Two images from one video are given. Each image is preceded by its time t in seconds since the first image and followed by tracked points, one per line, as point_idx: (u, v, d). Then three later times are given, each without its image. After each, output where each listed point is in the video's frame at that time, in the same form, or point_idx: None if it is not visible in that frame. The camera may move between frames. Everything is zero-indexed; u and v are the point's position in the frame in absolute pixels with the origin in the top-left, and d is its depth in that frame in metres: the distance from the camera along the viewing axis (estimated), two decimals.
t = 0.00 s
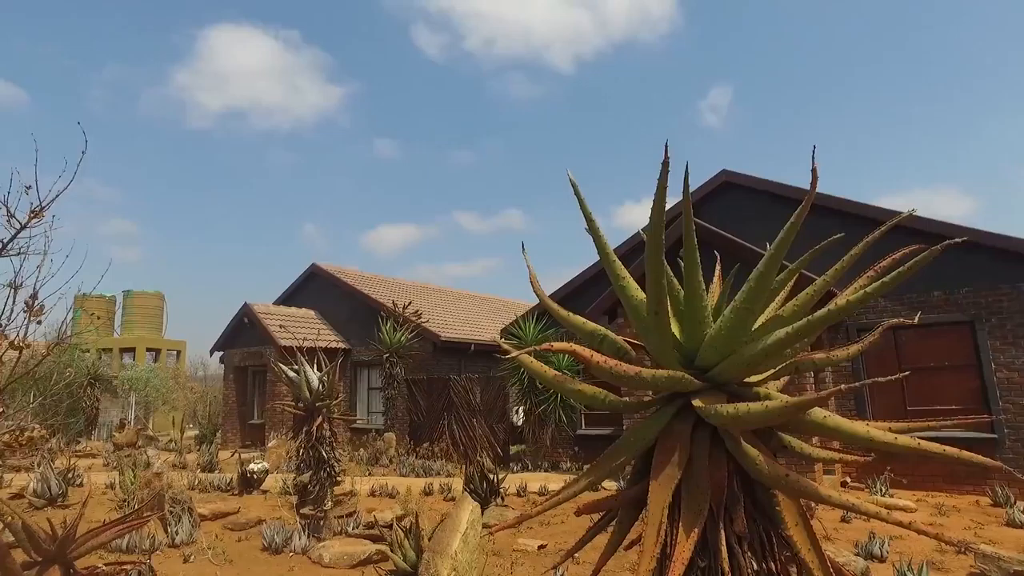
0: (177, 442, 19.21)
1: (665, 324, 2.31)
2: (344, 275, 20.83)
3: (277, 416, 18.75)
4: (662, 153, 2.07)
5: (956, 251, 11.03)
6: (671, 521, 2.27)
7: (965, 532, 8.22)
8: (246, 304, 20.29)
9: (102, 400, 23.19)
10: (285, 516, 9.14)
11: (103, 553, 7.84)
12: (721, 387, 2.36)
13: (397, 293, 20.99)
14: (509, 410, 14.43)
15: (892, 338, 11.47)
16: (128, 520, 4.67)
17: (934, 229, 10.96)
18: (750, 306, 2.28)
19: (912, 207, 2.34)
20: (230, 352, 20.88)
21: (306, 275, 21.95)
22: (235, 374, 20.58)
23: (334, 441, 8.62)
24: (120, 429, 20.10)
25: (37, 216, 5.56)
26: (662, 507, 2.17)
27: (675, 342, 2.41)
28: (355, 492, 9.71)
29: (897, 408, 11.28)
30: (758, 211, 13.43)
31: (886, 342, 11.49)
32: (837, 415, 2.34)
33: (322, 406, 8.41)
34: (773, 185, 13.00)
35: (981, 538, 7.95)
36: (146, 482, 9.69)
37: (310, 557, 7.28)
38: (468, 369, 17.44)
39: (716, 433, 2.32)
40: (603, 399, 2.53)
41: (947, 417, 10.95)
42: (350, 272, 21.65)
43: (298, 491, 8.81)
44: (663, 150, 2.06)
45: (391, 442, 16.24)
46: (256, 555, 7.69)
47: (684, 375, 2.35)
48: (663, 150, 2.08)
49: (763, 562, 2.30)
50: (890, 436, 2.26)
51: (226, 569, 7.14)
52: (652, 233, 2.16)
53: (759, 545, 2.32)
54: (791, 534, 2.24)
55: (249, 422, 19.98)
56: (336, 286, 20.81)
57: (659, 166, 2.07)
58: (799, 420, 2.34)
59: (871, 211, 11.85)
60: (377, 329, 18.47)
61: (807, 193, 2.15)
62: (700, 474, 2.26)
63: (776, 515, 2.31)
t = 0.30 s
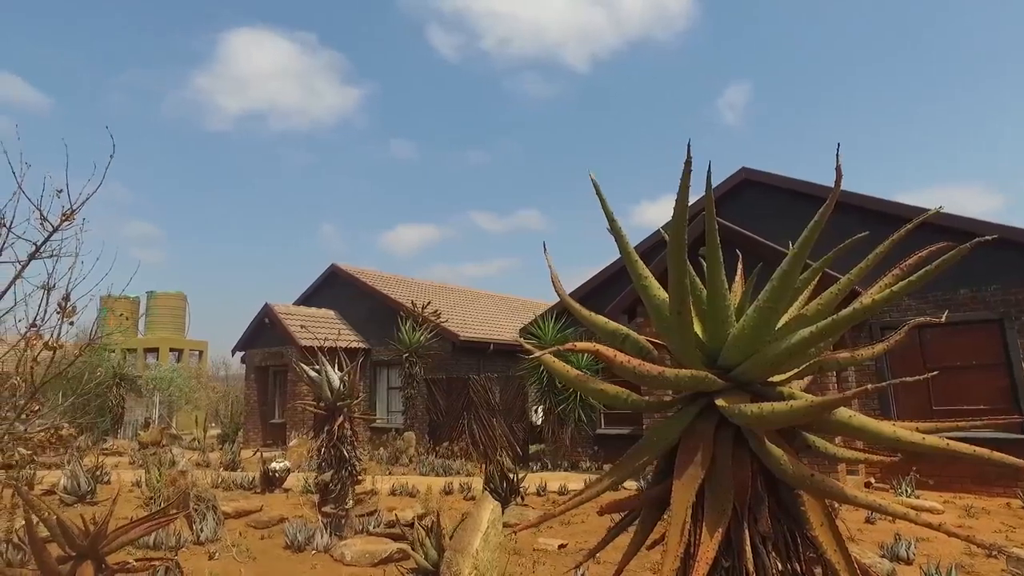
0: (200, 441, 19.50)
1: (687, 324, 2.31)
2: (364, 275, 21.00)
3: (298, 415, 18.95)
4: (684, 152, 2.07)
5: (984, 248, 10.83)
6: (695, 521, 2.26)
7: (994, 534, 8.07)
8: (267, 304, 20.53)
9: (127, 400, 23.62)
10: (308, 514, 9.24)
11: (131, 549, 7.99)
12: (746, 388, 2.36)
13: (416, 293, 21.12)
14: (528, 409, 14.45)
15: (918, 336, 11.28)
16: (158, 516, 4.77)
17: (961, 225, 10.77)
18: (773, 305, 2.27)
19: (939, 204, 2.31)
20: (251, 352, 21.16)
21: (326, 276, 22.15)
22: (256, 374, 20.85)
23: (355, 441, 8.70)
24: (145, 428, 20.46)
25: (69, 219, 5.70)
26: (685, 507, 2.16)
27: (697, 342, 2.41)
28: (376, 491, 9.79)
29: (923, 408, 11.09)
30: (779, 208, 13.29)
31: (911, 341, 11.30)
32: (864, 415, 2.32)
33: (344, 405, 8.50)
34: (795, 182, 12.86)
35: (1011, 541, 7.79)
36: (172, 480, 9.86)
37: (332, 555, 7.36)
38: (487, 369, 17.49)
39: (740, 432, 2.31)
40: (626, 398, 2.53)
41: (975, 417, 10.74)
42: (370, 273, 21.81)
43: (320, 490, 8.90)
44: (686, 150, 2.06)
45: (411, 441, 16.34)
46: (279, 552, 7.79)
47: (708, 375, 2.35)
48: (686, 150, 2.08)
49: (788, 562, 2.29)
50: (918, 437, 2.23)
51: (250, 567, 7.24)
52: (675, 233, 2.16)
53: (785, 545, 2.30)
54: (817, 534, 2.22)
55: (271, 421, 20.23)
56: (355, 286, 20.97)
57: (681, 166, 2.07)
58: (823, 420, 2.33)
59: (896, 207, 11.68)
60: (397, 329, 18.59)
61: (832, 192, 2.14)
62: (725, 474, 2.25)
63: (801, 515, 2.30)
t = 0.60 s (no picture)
0: (224, 439, 19.79)
1: (711, 323, 2.31)
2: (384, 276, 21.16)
3: (320, 415, 19.16)
4: (709, 150, 2.07)
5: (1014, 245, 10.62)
6: (719, 521, 2.26)
7: None
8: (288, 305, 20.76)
9: (153, 399, 24.04)
10: (331, 513, 9.37)
11: (159, 546, 8.16)
12: (770, 385, 2.35)
13: (436, 293, 21.23)
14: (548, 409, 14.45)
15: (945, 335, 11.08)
16: (186, 514, 4.87)
17: (991, 223, 10.56)
18: (798, 305, 2.27)
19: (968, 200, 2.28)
20: (273, 352, 21.42)
21: (346, 276, 22.35)
22: (278, 374, 21.10)
23: (377, 440, 8.79)
24: (171, 427, 20.81)
25: (102, 223, 5.84)
26: (710, 506, 2.16)
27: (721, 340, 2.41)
28: (398, 490, 9.90)
29: (952, 408, 10.87)
30: (802, 206, 13.15)
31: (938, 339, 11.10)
32: (891, 415, 2.29)
33: (365, 405, 8.60)
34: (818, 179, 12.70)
35: None
36: (198, 478, 10.04)
37: (355, 553, 7.46)
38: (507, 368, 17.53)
39: (765, 431, 2.30)
40: (649, 397, 2.53)
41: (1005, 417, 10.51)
42: (389, 273, 21.96)
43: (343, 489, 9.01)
44: (710, 149, 2.06)
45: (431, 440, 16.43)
46: (303, 550, 7.91)
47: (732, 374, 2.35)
48: (710, 148, 2.08)
49: (815, 562, 2.27)
50: (946, 437, 2.20)
51: (275, 564, 7.35)
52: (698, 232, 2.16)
53: (810, 545, 2.29)
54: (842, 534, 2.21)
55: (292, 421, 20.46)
56: (375, 286, 21.13)
57: (705, 164, 2.07)
58: (849, 420, 2.31)
59: (923, 204, 11.49)
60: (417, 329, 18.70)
61: (858, 188, 2.12)
62: (749, 473, 2.25)
63: (827, 515, 2.29)
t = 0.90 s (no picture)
0: (249, 438, 20.06)
1: (736, 321, 2.30)
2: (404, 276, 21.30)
3: (342, 414, 19.35)
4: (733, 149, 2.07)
5: None
6: (744, 520, 2.25)
7: None
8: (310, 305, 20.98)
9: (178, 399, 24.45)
10: (355, 511, 9.48)
11: (187, 542, 8.31)
12: (796, 383, 2.33)
13: (456, 293, 21.31)
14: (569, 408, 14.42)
15: (975, 333, 10.85)
16: (214, 510, 4.95)
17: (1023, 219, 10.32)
18: (824, 303, 2.25)
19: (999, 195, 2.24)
20: (295, 352, 21.67)
21: (367, 277, 22.53)
22: (301, 374, 21.35)
23: (399, 439, 8.86)
24: (196, 426, 21.15)
25: (133, 225, 5.96)
26: (736, 505, 2.16)
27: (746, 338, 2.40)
28: (419, 489, 9.97)
29: (982, 408, 10.64)
30: (826, 203, 12.97)
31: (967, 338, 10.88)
32: (921, 414, 2.26)
33: (388, 404, 8.67)
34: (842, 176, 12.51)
35: None
36: (224, 476, 10.20)
37: (379, 551, 7.53)
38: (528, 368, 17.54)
39: (791, 430, 2.28)
40: (674, 396, 2.53)
41: None
42: (409, 273, 22.09)
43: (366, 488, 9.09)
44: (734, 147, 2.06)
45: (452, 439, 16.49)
46: (327, 548, 8.00)
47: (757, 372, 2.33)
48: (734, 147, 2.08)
49: (842, 563, 2.25)
50: (977, 436, 2.17)
51: (299, 562, 7.44)
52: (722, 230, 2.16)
53: (838, 545, 2.27)
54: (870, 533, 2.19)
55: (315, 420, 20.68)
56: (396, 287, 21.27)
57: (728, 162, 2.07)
58: (877, 419, 2.28)
59: (951, 201, 11.27)
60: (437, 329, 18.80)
61: (885, 185, 2.10)
62: (775, 472, 2.23)
63: (854, 515, 2.27)
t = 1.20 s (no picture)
0: (271, 437, 20.30)
1: (759, 321, 2.29)
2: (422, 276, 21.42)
3: (363, 413, 19.51)
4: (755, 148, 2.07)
5: None
6: (769, 520, 2.24)
7: None
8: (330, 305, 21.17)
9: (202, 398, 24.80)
10: (376, 510, 9.58)
11: (213, 539, 8.46)
12: (820, 383, 2.31)
13: (474, 292, 21.37)
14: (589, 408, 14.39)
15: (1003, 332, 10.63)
16: (239, 507, 5.05)
17: None
18: (847, 302, 2.23)
19: None
20: (316, 352, 21.89)
21: (386, 277, 22.69)
22: (321, 373, 21.55)
23: (420, 439, 8.93)
24: (219, 425, 21.45)
25: (162, 229, 6.08)
26: (760, 505, 2.14)
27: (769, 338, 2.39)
28: (439, 488, 10.03)
29: (1011, 408, 10.42)
30: (848, 200, 12.80)
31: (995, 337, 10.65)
32: (949, 413, 2.23)
33: (407, 404, 8.74)
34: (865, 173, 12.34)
35: None
36: (247, 475, 10.34)
37: (400, 549, 7.61)
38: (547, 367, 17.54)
39: (816, 430, 2.27)
40: (696, 396, 2.52)
41: None
42: (428, 273, 22.20)
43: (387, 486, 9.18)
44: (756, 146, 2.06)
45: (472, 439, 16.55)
46: (349, 546, 8.08)
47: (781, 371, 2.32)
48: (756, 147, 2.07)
49: (869, 563, 2.24)
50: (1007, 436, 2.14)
51: (322, 559, 7.53)
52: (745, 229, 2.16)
53: (864, 545, 2.25)
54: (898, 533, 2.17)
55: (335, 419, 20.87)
56: (415, 287, 21.40)
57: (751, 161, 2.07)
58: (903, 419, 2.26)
59: (978, 197, 11.07)
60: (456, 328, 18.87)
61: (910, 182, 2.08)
62: (800, 472, 2.22)
63: (881, 515, 2.24)
